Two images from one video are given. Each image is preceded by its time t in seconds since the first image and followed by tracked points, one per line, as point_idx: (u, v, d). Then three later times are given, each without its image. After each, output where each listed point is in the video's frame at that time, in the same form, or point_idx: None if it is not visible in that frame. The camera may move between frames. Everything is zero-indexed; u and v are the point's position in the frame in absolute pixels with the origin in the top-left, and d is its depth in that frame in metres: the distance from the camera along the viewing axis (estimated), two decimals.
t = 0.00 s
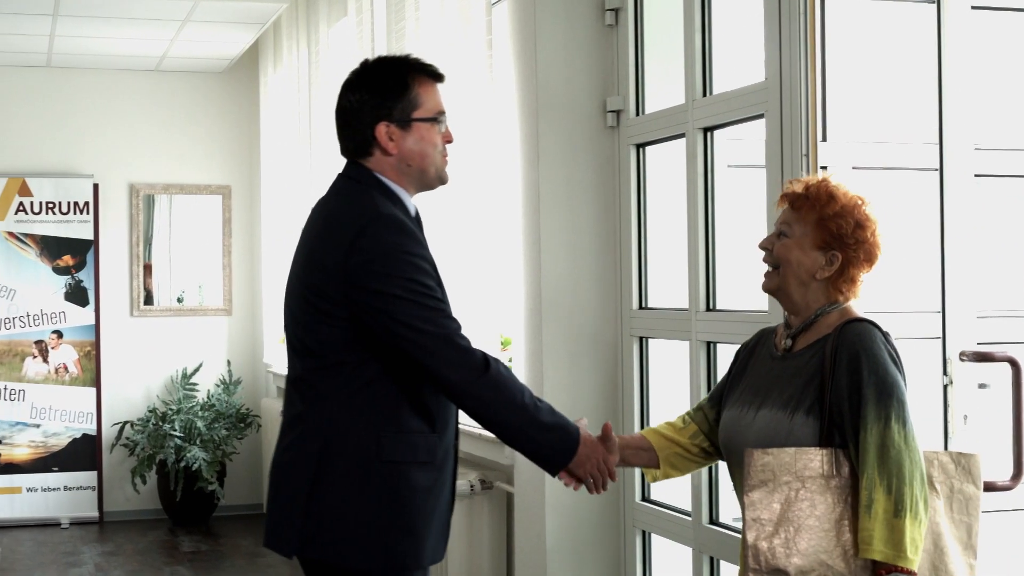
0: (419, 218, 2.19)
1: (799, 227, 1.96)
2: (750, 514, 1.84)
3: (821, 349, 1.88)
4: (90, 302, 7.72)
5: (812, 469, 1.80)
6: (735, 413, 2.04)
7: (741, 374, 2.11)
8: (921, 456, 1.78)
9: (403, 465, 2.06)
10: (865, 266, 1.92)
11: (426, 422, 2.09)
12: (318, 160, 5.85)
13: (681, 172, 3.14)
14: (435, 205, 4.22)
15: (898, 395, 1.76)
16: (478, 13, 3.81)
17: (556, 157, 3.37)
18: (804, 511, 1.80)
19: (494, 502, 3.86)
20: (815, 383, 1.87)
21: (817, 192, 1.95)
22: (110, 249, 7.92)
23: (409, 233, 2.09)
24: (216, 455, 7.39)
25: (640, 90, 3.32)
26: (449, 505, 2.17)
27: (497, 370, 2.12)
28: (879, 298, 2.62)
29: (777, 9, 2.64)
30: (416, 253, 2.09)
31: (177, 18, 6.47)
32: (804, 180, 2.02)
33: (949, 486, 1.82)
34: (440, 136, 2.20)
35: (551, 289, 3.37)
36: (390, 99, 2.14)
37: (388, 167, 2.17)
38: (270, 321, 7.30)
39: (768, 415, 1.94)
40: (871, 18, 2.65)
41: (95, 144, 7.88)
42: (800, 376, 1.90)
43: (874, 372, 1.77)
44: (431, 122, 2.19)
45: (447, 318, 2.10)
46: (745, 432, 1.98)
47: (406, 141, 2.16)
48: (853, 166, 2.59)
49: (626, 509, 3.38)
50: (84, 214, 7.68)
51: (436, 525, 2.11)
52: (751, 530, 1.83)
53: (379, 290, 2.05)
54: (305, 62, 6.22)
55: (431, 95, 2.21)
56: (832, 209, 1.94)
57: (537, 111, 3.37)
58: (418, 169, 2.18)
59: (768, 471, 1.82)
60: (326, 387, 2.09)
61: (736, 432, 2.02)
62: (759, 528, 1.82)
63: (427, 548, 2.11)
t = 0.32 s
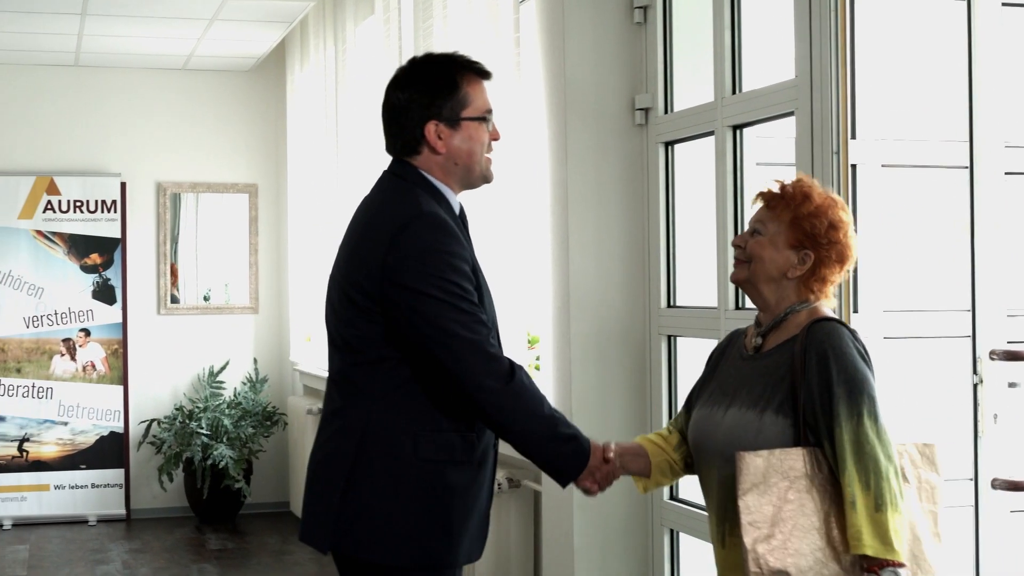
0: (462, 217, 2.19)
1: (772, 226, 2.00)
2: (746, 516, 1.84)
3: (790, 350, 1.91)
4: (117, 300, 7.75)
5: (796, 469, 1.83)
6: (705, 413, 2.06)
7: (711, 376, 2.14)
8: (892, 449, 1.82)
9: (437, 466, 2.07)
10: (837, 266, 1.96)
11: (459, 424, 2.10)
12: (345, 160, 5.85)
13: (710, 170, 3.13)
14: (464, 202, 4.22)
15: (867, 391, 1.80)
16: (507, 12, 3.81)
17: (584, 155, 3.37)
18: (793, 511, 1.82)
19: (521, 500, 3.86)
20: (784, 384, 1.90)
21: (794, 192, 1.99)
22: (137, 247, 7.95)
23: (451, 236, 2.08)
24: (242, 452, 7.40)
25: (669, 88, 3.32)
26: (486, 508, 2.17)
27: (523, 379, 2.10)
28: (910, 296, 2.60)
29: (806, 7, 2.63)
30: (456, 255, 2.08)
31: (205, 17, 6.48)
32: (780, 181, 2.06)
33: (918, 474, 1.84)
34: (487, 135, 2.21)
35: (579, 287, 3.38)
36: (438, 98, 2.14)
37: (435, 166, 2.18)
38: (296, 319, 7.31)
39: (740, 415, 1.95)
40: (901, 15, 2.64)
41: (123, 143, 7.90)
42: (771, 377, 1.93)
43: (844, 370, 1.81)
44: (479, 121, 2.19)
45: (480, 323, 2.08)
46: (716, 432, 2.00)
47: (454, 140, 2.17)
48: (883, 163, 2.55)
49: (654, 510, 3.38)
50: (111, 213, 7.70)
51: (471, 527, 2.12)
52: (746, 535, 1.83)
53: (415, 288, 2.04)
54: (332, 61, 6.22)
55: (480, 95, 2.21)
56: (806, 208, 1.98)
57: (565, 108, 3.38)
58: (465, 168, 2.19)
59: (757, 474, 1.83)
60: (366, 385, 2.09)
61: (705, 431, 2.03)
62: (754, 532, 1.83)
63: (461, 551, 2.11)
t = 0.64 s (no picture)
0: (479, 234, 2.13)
1: (751, 225, 2.05)
2: (706, 500, 1.86)
3: (773, 342, 1.97)
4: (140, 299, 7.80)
5: (766, 457, 1.85)
6: (689, 405, 2.11)
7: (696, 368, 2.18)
8: (871, 446, 1.85)
9: (455, 465, 2.07)
10: (817, 257, 2.03)
11: (480, 423, 2.09)
12: (368, 159, 5.85)
13: (734, 167, 3.13)
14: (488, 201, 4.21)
15: (847, 385, 1.84)
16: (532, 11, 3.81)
17: (608, 154, 3.41)
18: (758, 498, 1.84)
19: (544, 500, 3.86)
20: (766, 374, 1.96)
21: (771, 191, 2.05)
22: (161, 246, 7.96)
23: (469, 230, 2.05)
24: (265, 451, 7.41)
25: (693, 85, 3.34)
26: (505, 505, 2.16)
27: (548, 369, 2.06)
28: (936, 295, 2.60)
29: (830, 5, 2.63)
30: (475, 249, 2.04)
31: (229, 15, 6.49)
32: (752, 179, 2.12)
33: (901, 476, 1.88)
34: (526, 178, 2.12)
35: (602, 286, 3.44)
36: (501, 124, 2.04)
37: (465, 177, 2.11)
38: (319, 317, 7.32)
39: (720, 405, 2.01)
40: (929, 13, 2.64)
41: (146, 142, 7.92)
42: (754, 368, 1.98)
43: (826, 362, 1.85)
44: (528, 168, 2.10)
45: (503, 316, 2.05)
46: (698, 422, 2.06)
47: (494, 168, 2.08)
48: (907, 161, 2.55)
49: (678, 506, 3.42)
50: (134, 211, 7.72)
51: (490, 524, 2.12)
52: (706, 518, 1.86)
53: (434, 285, 2.02)
54: (355, 58, 6.23)
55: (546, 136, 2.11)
56: (782, 206, 2.04)
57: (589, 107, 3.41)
58: (488, 193, 2.12)
59: (721, 458, 1.85)
60: (385, 382, 2.09)
61: (688, 422, 2.09)
62: (713, 515, 1.85)
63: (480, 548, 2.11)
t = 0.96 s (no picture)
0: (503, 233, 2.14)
1: (756, 223, 2.04)
2: (719, 513, 1.85)
3: (777, 343, 1.95)
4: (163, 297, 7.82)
5: (774, 463, 1.84)
6: (694, 407, 2.10)
7: (700, 367, 2.17)
8: (877, 444, 1.84)
9: (462, 467, 2.07)
10: (821, 256, 2.02)
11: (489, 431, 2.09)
12: (389, 159, 5.85)
13: (756, 165, 3.13)
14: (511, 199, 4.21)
15: (850, 384, 1.82)
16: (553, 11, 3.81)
17: (629, 152, 3.43)
18: (769, 506, 1.83)
19: (566, 499, 3.86)
20: (770, 377, 1.94)
21: (777, 189, 2.03)
22: (183, 244, 7.98)
23: (479, 229, 2.04)
24: (287, 449, 7.42)
25: (715, 82, 3.35)
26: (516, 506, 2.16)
27: (550, 374, 2.06)
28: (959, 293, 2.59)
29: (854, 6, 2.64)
30: (484, 250, 2.03)
31: (250, 14, 6.50)
32: (755, 175, 2.11)
33: (910, 470, 1.89)
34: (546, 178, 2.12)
35: (623, 284, 3.44)
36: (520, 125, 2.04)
37: (485, 177, 2.11)
38: (340, 316, 7.32)
39: (725, 408, 2.00)
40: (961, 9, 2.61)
41: (168, 141, 7.94)
42: (758, 372, 1.97)
43: (827, 364, 1.84)
44: (547, 168, 2.10)
45: (509, 319, 2.04)
46: (704, 426, 2.05)
47: (514, 168, 2.08)
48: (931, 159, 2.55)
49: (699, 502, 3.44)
50: (156, 211, 7.77)
51: (499, 525, 2.12)
52: (720, 529, 1.84)
53: (439, 284, 2.02)
54: (376, 57, 6.24)
55: (565, 136, 2.11)
56: (786, 204, 2.03)
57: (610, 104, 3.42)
58: (507, 193, 2.12)
59: (730, 468, 1.84)
60: (398, 384, 2.10)
61: (693, 425, 2.08)
62: (727, 526, 1.83)
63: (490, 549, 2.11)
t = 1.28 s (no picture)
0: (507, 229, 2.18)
1: (773, 228, 2.02)
2: (749, 516, 1.85)
3: (802, 343, 1.93)
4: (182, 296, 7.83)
5: (802, 466, 1.84)
6: (714, 408, 2.10)
7: (720, 367, 2.17)
8: (906, 447, 1.82)
9: (471, 465, 2.11)
10: (841, 251, 2.02)
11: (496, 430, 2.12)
12: (407, 158, 5.85)
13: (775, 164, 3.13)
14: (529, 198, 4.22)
15: (879, 388, 1.81)
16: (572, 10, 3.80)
17: (649, 150, 3.43)
18: (797, 509, 1.84)
19: (585, 498, 3.85)
20: (792, 377, 1.93)
21: (792, 193, 2.02)
22: (201, 243, 7.98)
23: (476, 229, 2.07)
24: (305, 448, 7.43)
25: (734, 80, 3.35)
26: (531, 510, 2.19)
27: (537, 374, 2.05)
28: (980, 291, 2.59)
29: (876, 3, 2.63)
30: (479, 249, 2.05)
31: (268, 13, 6.51)
32: (761, 176, 2.10)
33: (933, 475, 1.87)
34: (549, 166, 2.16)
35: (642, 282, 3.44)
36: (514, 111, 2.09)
37: (486, 170, 2.16)
38: (359, 314, 7.33)
39: (749, 409, 1.99)
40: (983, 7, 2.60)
41: (186, 140, 7.95)
42: (782, 374, 1.95)
43: (855, 366, 1.82)
44: (548, 154, 2.14)
45: (501, 319, 2.05)
46: (727, 427, 2.04)
47: (513, 158, 2.13)
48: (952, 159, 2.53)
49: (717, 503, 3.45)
50: (175, 209, 7.79)
51: (513, 524, 2.15)
52: (749, 532, 1.85)
53: (433, 278, 2.04)
54: (394, 56, 6.25)
55: (563, 122, 2.16)
56: (804, 206, 2.02)
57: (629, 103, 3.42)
58: (512, 184, 2.16)
59: (759, 471, 1.85)
60: (404, 383, 2.14)
61: (716, 427, 2.07)
62: (757, 529, 1.84)
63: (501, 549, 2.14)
